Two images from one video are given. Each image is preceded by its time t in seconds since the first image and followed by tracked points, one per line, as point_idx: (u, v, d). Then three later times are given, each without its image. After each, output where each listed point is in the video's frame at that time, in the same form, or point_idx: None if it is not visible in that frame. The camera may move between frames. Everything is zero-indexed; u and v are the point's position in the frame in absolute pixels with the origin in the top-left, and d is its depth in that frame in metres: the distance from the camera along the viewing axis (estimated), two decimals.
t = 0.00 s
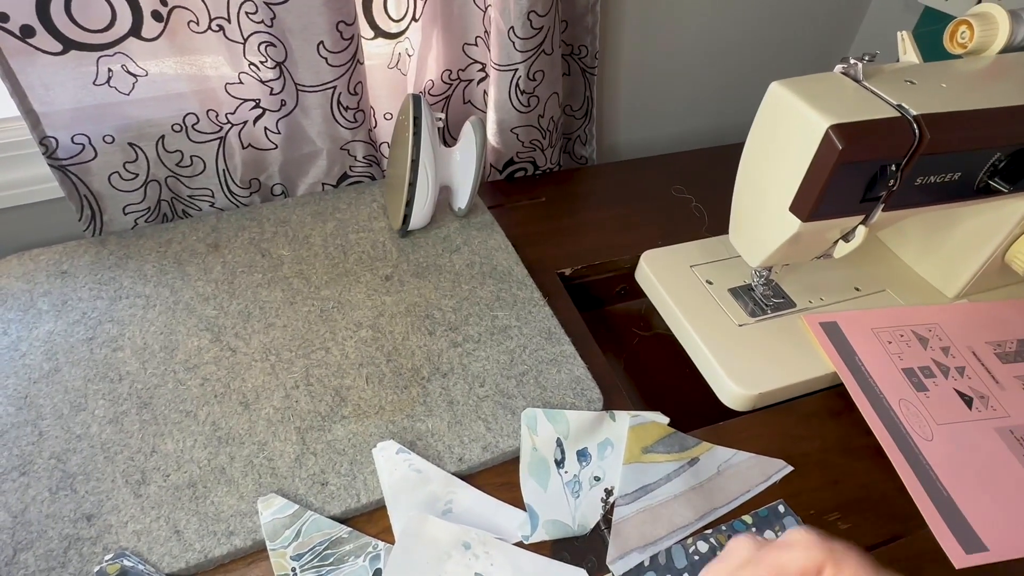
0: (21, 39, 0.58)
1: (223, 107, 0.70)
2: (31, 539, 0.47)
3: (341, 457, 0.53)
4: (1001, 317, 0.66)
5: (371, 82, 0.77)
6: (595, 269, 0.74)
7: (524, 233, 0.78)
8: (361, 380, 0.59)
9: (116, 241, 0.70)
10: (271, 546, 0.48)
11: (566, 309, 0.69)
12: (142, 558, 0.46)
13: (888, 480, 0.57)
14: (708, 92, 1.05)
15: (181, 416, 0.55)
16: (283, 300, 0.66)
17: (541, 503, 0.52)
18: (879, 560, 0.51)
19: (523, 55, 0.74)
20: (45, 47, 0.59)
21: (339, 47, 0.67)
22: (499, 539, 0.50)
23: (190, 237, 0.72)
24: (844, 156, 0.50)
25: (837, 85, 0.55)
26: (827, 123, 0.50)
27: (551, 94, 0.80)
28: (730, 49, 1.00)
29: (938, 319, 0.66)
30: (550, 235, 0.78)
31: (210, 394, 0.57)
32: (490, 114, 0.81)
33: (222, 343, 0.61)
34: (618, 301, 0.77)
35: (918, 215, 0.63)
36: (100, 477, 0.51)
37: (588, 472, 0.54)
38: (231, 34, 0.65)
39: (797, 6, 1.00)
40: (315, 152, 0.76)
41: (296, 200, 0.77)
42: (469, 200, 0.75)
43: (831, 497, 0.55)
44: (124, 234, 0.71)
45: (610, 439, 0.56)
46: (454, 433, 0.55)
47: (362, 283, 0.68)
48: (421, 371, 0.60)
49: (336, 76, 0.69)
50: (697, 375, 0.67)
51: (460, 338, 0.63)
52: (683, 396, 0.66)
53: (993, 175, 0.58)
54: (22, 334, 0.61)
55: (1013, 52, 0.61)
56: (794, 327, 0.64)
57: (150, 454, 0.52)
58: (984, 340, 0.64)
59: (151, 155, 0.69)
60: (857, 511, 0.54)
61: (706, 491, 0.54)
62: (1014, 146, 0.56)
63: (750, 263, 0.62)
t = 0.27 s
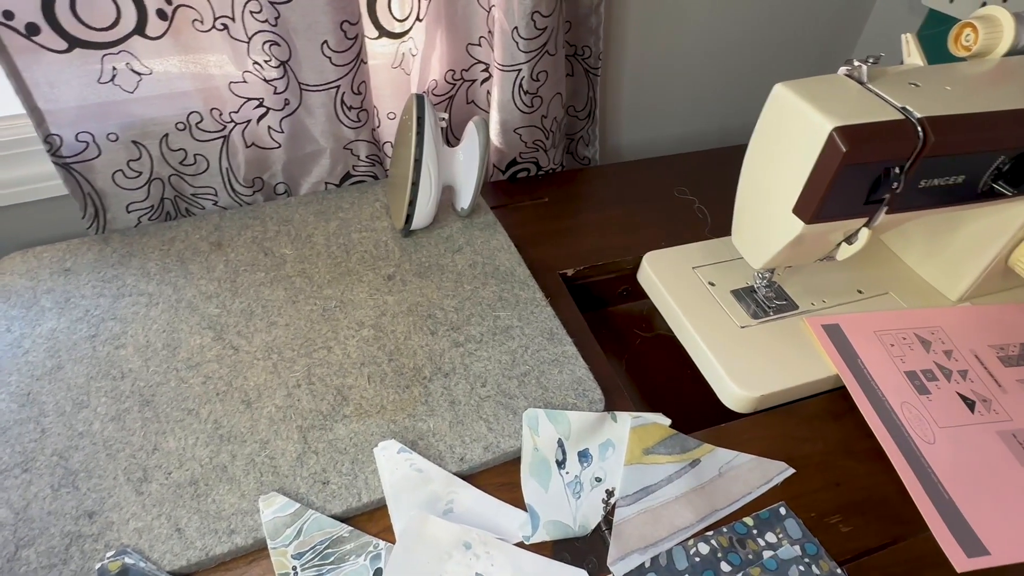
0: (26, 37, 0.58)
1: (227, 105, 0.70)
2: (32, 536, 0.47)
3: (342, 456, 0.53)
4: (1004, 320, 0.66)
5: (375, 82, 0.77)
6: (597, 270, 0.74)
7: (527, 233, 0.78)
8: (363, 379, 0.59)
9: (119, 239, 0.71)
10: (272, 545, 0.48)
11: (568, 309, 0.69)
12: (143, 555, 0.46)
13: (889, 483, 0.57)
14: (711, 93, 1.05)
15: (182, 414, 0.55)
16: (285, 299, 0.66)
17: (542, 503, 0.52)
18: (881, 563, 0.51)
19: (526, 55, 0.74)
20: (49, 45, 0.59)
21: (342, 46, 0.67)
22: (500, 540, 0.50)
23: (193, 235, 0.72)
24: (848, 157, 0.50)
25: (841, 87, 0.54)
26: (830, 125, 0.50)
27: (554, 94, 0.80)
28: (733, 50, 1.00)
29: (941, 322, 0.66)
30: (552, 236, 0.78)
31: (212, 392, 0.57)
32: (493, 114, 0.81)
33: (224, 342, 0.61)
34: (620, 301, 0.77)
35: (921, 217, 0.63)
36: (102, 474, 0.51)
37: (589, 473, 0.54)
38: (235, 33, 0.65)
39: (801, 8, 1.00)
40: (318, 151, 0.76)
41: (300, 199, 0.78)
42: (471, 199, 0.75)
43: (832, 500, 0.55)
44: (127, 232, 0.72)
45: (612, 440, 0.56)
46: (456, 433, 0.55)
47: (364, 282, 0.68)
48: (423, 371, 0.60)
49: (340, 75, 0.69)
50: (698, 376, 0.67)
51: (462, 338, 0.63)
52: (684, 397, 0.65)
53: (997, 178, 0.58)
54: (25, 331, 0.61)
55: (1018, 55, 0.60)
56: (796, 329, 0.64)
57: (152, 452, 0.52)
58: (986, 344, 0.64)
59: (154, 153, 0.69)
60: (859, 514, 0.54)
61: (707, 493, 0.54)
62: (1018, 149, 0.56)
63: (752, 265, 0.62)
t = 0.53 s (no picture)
0: (39, 33, 0.58)
1: (238, 103, 0.70)
2: (45, 530, 0.47)
3: (353, 453, 0.53)
4: (1013, 321, 0.66)
5: (385, 80, 0.77)
6: (606, 269, 0.74)
7: (535, 233, 0.78)
8: (373, 376, 0.59)
9: (130, 235, 0.71)
10: (283, 541, 0.48)
11: (577, 308, 0.69)
12: (156, 550, 0.47)
13: (899, 484, 0.57)
14: (719, 94, 1.05)
15: (194, 410, 0.55)
16: (295, 296, 0.66)
17: (552, 501, 0.52)
18: (891, 564, 0.51)
19: (537, 54, 0.74)
20: (63, 42, 0.59)
21: (354, 44, 0.67)
22: (511, 537, 0.50)
23: (203, 232, 0.72)
24: (861, 158, 0.50)
25: (854, 87, 0.54)
26: (844, 125, 0.50)
27: (564, 93, 0.80)
28: (742, 51, 1.00)
29: (950, 323, 0.66)
30: (561, 235, 0.78)
31: (223, 389, 0.57)
32: (502, 113, 0.82)
33: (234, 338, 0.61)
34: (629, 301, 0.77)
35: (932, 218, 0.63)
36: (114, 469, 0.51)
37: (599, 472, 0.54)
38: (247, 30, 0.65)
39: (809, 8, 1.00)
40: (328, 149, 0.77)
41: (309, 197, 0.78)
42: (480, 198, 0.75)
43: (843, 500, 0.55)
44: (138, 229, 0.72)
45: (622, 439, 0.56)
46: (466, 431, 0.55)
47: (374, 280, 0.68)
48: (433, 369, 0.60)
49: (351, 73, 0.69)
50: (707, 376, 0.67)
51: (472, 337, 0.63)
52: (694, 397, 0.65)
53: (1009, 179, 0.58)
54: (37, 327, 0.61)
55: None
56: (806, 330, 0.64)
57: (163, 448, 0.52)
58: (996, 345, 0.64)
59: (165, 150, 0.69)
60: (869, 514, 0.54)
61: (718, 492, 0.54)
62: None
63: (763, 265, 0.62)
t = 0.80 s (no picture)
0: (44, 32, 0.58)
1: (241, 101, 0.70)
2: (47, 525, 0.48)
3: (353, 450, 0.53)
4: (1013, 322, 0.66)
5: (387, 79, 0.77)
6: (606, 269, 0.75)
7: (536, 232, 0.78)
8: (374, 374, 0.59)
9: (133, 233, 0.71)
10: (283, 537, 0.48)
11: (578, 308, 0.69)
12: (156, 545, 0.47)
13: (899, 484, 0.56)
14: (721, 95, 1.05)
15: (195, 407, 0.55)
16: (297, 294, 0.66)
17: (551, 499, 0.52)
18: (889, 564, 0.51)
19: (538, 54, 0.74)
20: (67, 40, 0.60)
21: (356, 44, 0.67)
22: (510, 535, 0.50)
23: (206, 231, 0.72)
24: (860, 158, 0.50)
25: (854, 87, 0.55)
26: (843, 125, 0.50)
27: (565, 93, 0.81)
28: (743, 52, 1.00)
29: (950, 324, 0.65)
30: (562, 235, 0.78)
31: (224, 385, 0.57)
32: (504, 113, 0.82)
33: (236, 336, 0.62)
34: (629, 301, 0.77)
35: (932, 219, 0.63)
36: (116, 465, 0.51)
37: (598, 471, 0.54)
38: (250, 29, 0.65)
39: (811, 10, 1.00)
40: (330, 148, 0.77)
41: (311, 196, 0.78)
42: (482, 197, 0.75)
43: (842, 500, 0.55)
44: (141, 227, 0.72)
45: (621, 438, 0.56)
46: (466, 429, 0.56)
47: (375, 279, 0.69)
48: (433, 367, 0.60)
49: (354, 72, 0.69)
50: (707, 375, 0.67)
51: (472, 335, 0.63)
52: (693, 397, 0.66)
53: (1009, 180, 0.58)
54: (40, 323, 0.61)
55: None
56: (806, 330, 0.64)
57: (165, 444, 0.53)
58: (996, 346, 0.64)
59: (168, 149, 0.70)
60: (868, 514, 0.54)
61: (717, 491, 0.54)
62: None
63: (763, 265, 0.62)
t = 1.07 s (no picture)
0: (37, 31, 0.58)
1: (234, 101, 0.70)
2: (34, 523, 0.48)
3: (342, 450, 0.53)
4: (1008, 325, 0.66)
5: (381, 79, 0.77)
6: (600, 269, 0.74)
7: (531, 232, 0.78)
8: (364, 374, 0.59)
9: (127, 232, 0.71)
10: (270, 536, 0.48)
11: (570, 308, 0.69)
12: (143, 544, 0.47)
13: (890, 487, 0.56)
14: (719, 96, 1.05)
15: (184, 405, 0.56)
16: (289, 293, 0.66)
17: (540, 500, 0.52)
18: (878, 567, 0.51)
19: (532, 54, 0.74)
20: (61, 39, 0.60)
21: (349, 44, 0.67)
22: (497, 535, 0.50)
23: (199, 229, 0.72)
24: (851, 158, 0.50)
25: (846, 88, 0.54)
26: (834, 125, 0.50)
27: (560, 94, 0.81)
28: (741, 52, 1.00)
29: (945, 326, 0.65)
30: (556, 235, 0.78)
31: (214, 384, 0.57)
32: (498, 113, 0.82)
33: (227, 335, 0.62)
34: (624, 302, 0.77)
35: (926, 220, 0.63)
36: (104, 463, 0.51)
37: (588, 472, 0.54)
38: (244, 29, 0.65)
39: (810, 10, 0.99)
40: (324, 148, 0.77)
41: (305, 195, 0.78)
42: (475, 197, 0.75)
43: (832, 502, 0.55)
44: (135, 225, 0.72)
45: (611, 439, 0.56)
46: (455, 429, 0.55)
47: (367, 278, 0.69)
48: (424, 367, 0.60)
49: (347, 72, 0.70)
50: (700, 377, 0.67)
51: (464, 335, 0.63)
52: (685, 398, 0.65)
53: (1002, 182, 0.57)
54: (32, 321, 0.61)
55: None
56: (799, 332, 0.64)
57: (154, 442, 0.53)
58: (991, 349, 0.63)
59: (162, 148, 0.70)
60: (858, 516, 0.54)
61: (706, 493, 0.54)
62: None
63: (756, 266, 0.62)
